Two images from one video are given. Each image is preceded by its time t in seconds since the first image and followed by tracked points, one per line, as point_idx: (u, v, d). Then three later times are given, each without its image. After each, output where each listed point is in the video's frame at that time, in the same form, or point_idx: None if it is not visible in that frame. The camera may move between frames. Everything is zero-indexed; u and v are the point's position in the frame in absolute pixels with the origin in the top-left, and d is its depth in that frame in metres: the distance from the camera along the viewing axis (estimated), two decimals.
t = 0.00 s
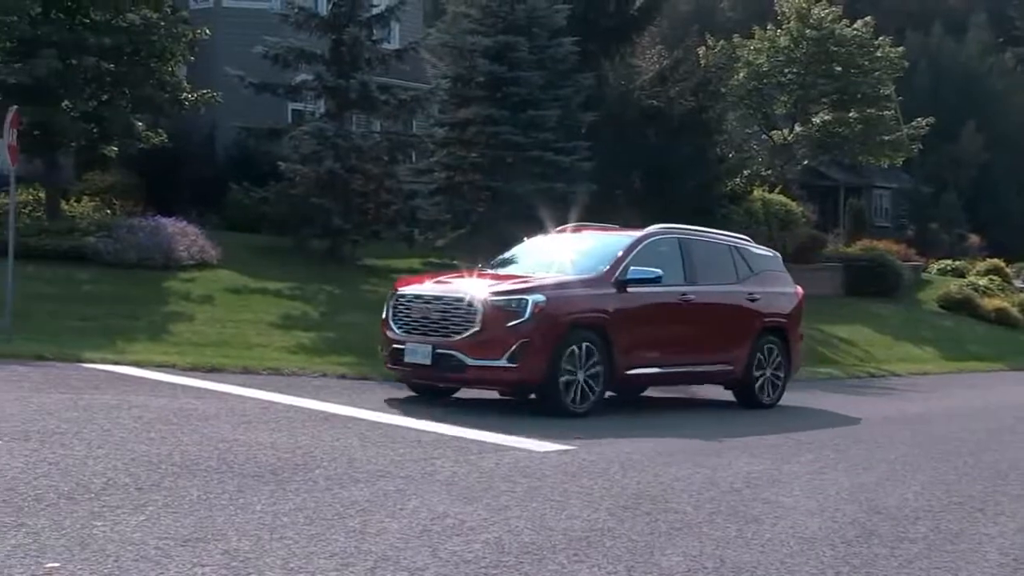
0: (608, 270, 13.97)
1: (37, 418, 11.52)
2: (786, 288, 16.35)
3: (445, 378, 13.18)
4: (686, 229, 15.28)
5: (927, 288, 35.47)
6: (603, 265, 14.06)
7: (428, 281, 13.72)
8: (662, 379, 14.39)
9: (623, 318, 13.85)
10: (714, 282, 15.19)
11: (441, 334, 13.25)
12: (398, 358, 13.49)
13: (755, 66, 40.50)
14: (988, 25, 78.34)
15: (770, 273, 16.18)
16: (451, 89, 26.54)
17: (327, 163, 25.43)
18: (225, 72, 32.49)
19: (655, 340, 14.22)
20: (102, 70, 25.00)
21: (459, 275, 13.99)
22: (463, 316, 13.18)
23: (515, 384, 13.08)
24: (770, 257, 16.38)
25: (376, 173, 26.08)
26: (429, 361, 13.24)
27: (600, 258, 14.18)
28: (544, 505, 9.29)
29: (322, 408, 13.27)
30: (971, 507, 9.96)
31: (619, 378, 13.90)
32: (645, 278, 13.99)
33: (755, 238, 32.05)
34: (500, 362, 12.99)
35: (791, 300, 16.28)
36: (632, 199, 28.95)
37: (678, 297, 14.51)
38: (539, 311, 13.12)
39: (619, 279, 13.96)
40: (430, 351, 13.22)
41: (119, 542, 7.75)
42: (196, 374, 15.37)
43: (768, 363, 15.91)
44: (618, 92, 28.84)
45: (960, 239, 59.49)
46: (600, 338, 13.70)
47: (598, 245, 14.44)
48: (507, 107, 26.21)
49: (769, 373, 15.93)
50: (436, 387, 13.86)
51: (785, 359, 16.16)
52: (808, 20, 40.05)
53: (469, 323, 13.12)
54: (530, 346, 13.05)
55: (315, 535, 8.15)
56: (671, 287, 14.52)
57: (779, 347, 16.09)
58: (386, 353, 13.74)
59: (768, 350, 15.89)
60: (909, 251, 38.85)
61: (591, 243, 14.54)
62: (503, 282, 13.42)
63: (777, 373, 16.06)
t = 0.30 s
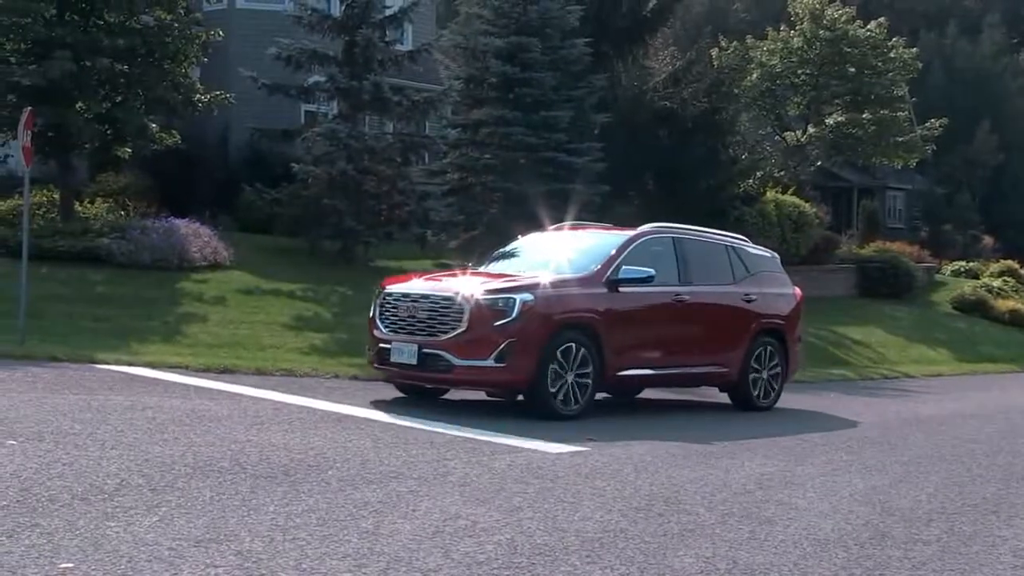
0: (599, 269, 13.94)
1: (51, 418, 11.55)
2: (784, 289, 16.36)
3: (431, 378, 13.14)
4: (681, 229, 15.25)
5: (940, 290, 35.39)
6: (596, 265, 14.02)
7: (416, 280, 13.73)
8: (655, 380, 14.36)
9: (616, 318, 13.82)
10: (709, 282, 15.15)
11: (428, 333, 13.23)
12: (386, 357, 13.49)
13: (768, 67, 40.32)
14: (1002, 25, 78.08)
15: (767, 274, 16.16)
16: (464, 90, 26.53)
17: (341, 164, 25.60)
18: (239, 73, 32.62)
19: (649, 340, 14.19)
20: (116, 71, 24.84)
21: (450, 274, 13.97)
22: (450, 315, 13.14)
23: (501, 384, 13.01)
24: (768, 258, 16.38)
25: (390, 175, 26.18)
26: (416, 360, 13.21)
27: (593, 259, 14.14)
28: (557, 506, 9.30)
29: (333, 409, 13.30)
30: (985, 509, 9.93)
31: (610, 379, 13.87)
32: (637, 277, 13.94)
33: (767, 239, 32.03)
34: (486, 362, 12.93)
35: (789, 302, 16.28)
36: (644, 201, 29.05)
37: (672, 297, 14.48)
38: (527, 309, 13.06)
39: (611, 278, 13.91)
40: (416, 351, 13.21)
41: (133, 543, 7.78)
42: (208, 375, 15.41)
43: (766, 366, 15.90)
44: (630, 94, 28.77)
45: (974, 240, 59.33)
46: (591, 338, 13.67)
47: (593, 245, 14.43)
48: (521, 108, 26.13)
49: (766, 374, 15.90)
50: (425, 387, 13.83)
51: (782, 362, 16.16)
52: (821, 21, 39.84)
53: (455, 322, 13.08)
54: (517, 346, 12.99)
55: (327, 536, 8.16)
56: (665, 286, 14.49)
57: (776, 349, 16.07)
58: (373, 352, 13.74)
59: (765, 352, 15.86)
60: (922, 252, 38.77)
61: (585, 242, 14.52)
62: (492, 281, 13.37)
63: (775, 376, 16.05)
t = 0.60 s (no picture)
0: (595, 269, 13.95)
1: (52, 419, 11.58)
2: (782, 289, 16.39)
3: (425, 378, 13.15)
4: (678, 229, 15.28)
5: (941, 291, 35.40)
6: (590, 265, 14.02)
7: (411, 280, 13.74)
8: (650, 381, 14.36)
9: (612, 319, 13.82)
10: (705, 283, 15.15)
11: (423, 334, 13.24)
12: (381, 358, 13.52)
13: (768, 68, 40.32)
14: (1002, 26, 78.09)
15: (766, 275, 16.22)
16: (464, 91, 26.49)
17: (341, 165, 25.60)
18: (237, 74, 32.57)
19: (645, 341, 14.18)
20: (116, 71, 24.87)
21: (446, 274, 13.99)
22: (445, 316, 13.15)
23: (495, 386, 13.01)
24: (767, 259, 16.42)
25: (390, 176, 26.19)
26: (410, 361, 13.23)
27: (588, 259, 14.14)
28: (557, 507, 9.31)
29: (332, 409, 13.33)
30: (984, 510, 9.94)
31: (607, 380, 13.87)
32: (633, 278, 13.94)
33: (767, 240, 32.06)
34: (480, 363, 12.93)
35: (787, 303, 16.30)
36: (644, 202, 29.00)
37: (669, 298, 14.49)
38: (523, 310, 13.07)
39: (607, 279, 13.91)
40: (411, 351, 13.22)
41: (133, 544, 7.79)
42: (209, 375, 15.44)
43: (763, 367, 15.91)
44: (631, 95, 28.86)
45: (975, 241, 59.35)
46: (588, 339, 13.67)
47: (590, 245, 14.43)
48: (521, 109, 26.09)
49: (763, 376, 15.91)
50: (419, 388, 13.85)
51: (779, 363, 16.16)
52: (821, 22, 39.81)
53: (450, 322, 13.09)
54: (512, 347, 12.98)
55: (327, 537, 8.17)
56: (662, 287, 14.51)
57: (774, 350, 16.08)
58: (368, 352, 13.77)
59: (762, 353, 15.86)
60: (921, 253, 38.80)
61: (581, 242, 14.53)
62: (488, 281, 13.39)
63: (772, 378, 16.06)
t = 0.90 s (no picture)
0: (595, 268, 13.93)
1: (50, 419, 11.58)
2: (780, 290, 16.40)
3: (425, 375, 13.13)
4: (677, 229, 15.27)
5: (940, 291, 35.41)
6: (587, 265, 14.01)
7: (411, 278, 13.74)
8: (648, 381, 14.35)
9: (611, 318, 13.80)
10: (703, 283, 15.13)
11: (423, 330, 13.24)
12: (380, 355, 13.51)
13: (766, 68, 40.48)
14: (1000, 27, 78.10)
15: (765, 274, 16.23)
16: (463, 91, 26.60)
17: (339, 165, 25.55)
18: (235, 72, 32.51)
19: (643, 341, 14.18)
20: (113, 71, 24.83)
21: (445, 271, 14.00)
22: (445, 312, 13.15)
23: (494, 384, 12.99)
24: (765, 259, 16.42)
25: (387, 176, 26.11)
26: (410, 357, 13.21)
27: (585, 258, 14.12)
28: (555, 507, 9.30)
29: (330, 408, 13.32)
30: (982, 510, 9.94)
31: (605, 380, 13.86)
32: (633, 277, 13.87)
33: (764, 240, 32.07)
34: (480, 359, 12.91)
35: (785, 304, 16.31)
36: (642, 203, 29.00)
37: (668, 297, 14.49)
38: (523, 307, 13.07)
39: (606, 278, 13.90)
40: (411, 347, 13.20)
41: (130, 544, 7.78)
42: (206, 375, 15.44)
43: (761, 368, 15.91)
44: (629, 95, 28.94)
45: (973, 241, 59.37)
46: (586, 339, 13.66)
47: (589, 244, 14.44)
48: (519, 109, 26.09)
49: (761, 377, 15.91)
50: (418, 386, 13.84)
51: (778, 364, 16.16)
52: (819, 22, 39.72)
53: (451, 318, 13.09)
54: (512, 343, 12.97)
55: (326, 537, 8.17)
56: (661, 287, 14.51)
57: (772, 351, 16.08)
58: (367, 350, 13.76)
59: (761, 353, 15.86)
60: (919, 253, 38.81)
61: (581, 241, 14.53)
62: (488, 279, 13.40)
63: (770, 379, 16.06)
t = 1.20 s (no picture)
0: (592, 268, 13.94)
1: (47, 419, 11.57)
2: (778, 291, 16.41)
3: (422, 376, 13.13)
4: (674, 229, 15.28)
5: (937, 291, 35.43)
6: (587, 264, 14.04)
7: (408, 278, 13.75)
8: (645, 381, 14.35)
9: (608, 318, 13.81)
10: (700, 283, 15.14)
11: (420, 331, 13.25)
12: (378, 356, 13.53)
13: (764, 68, 40.50)
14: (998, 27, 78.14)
15: (762, 274, 16.23)
16: (460, 91, 26.65)
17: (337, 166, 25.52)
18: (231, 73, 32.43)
19: (641, 341, 14.18)
20: (111, 71, 24.83)
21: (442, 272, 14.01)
22: (443, 313, 13.15)
23: (492, 384, 12.98)
24: (762, 260, 16.44)
25: (385, 176, 26.14)
26: (407, 358, 13.21)
27: (584, 258, 14.15)
28: (552, 507, 9.30)
29: (327, 408, 13.33)
30: (979, 510, 9.95)
31: (603, 380, 13.86)
32: (630, 277, 13.89)
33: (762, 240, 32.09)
34: (477, 361, 12.91)
35: (782, 304, 16.32)
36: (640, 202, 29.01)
37: (665, 298, 14.50)
38: (520, 307, 13.07)
39: (604, 278, 13.91)
40: (408, 348, 13.21)
41: (127, 544, 7.78)
42: (204, 375, 15.44)
43: (758, 368, 15.91)
44: (627, 96, 28.97)
45: (970, 241, 59.39)
46: (583, 339, 13.67)
47: (586, 245, 14.44)
48: (516, 110, 26.07)
49: (759, 377, 15.91)
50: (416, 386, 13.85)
51: (775, 365, 16.17)
52: (817, 22, 39.77)
53: (448, 319, 13.09)
54: (509, 344, 12.97)
55: (323, 537, 8.17)
56: (658, 287, 14.52)
57: (769, 351, 16.10)
58: (365, 350, 13.77)
59: (758, 353, 15.87)
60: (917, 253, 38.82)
61: (577, 242, 14.54)
62: (485, 279, 13.39)
63: (767, 380, 16.07)
